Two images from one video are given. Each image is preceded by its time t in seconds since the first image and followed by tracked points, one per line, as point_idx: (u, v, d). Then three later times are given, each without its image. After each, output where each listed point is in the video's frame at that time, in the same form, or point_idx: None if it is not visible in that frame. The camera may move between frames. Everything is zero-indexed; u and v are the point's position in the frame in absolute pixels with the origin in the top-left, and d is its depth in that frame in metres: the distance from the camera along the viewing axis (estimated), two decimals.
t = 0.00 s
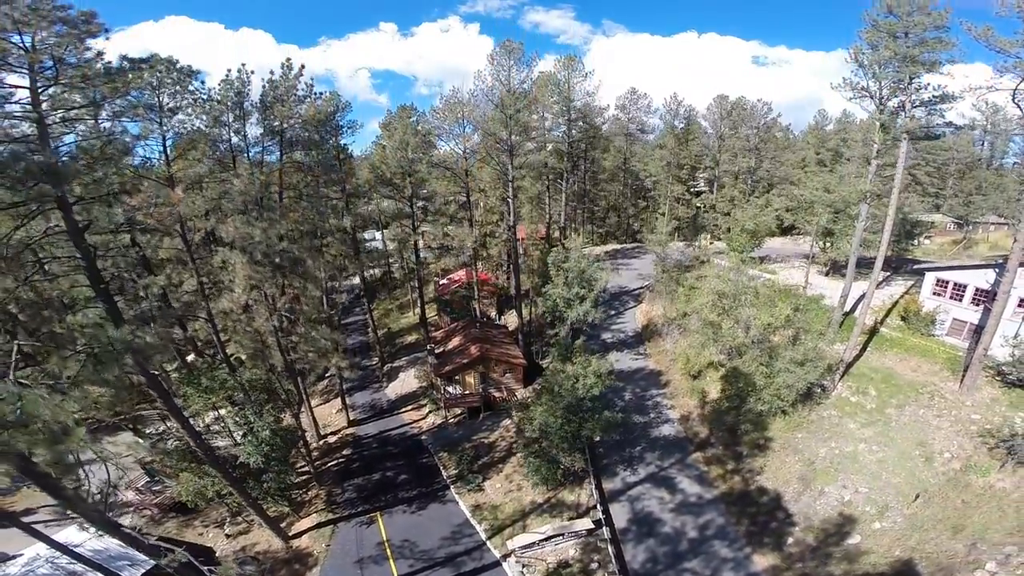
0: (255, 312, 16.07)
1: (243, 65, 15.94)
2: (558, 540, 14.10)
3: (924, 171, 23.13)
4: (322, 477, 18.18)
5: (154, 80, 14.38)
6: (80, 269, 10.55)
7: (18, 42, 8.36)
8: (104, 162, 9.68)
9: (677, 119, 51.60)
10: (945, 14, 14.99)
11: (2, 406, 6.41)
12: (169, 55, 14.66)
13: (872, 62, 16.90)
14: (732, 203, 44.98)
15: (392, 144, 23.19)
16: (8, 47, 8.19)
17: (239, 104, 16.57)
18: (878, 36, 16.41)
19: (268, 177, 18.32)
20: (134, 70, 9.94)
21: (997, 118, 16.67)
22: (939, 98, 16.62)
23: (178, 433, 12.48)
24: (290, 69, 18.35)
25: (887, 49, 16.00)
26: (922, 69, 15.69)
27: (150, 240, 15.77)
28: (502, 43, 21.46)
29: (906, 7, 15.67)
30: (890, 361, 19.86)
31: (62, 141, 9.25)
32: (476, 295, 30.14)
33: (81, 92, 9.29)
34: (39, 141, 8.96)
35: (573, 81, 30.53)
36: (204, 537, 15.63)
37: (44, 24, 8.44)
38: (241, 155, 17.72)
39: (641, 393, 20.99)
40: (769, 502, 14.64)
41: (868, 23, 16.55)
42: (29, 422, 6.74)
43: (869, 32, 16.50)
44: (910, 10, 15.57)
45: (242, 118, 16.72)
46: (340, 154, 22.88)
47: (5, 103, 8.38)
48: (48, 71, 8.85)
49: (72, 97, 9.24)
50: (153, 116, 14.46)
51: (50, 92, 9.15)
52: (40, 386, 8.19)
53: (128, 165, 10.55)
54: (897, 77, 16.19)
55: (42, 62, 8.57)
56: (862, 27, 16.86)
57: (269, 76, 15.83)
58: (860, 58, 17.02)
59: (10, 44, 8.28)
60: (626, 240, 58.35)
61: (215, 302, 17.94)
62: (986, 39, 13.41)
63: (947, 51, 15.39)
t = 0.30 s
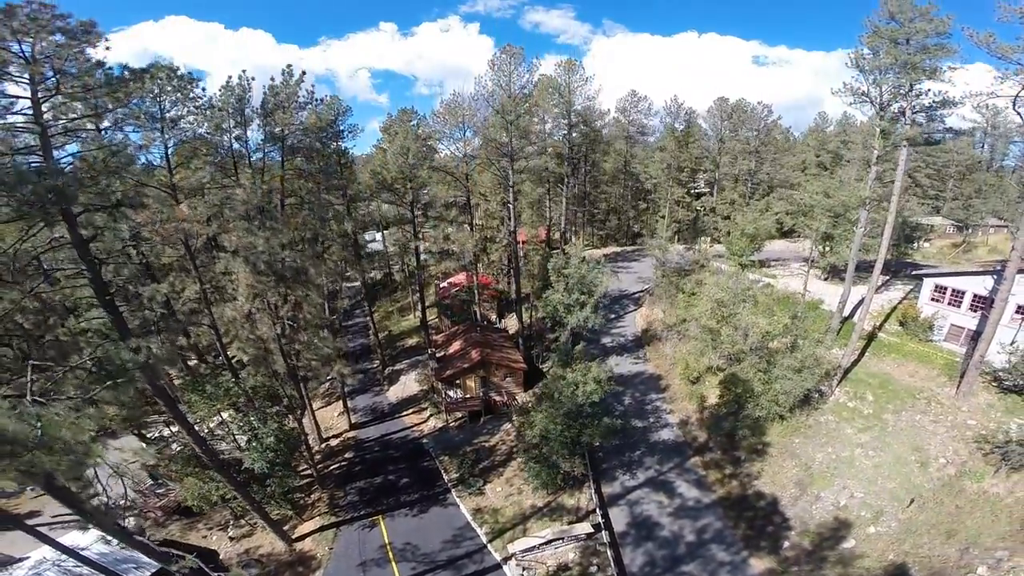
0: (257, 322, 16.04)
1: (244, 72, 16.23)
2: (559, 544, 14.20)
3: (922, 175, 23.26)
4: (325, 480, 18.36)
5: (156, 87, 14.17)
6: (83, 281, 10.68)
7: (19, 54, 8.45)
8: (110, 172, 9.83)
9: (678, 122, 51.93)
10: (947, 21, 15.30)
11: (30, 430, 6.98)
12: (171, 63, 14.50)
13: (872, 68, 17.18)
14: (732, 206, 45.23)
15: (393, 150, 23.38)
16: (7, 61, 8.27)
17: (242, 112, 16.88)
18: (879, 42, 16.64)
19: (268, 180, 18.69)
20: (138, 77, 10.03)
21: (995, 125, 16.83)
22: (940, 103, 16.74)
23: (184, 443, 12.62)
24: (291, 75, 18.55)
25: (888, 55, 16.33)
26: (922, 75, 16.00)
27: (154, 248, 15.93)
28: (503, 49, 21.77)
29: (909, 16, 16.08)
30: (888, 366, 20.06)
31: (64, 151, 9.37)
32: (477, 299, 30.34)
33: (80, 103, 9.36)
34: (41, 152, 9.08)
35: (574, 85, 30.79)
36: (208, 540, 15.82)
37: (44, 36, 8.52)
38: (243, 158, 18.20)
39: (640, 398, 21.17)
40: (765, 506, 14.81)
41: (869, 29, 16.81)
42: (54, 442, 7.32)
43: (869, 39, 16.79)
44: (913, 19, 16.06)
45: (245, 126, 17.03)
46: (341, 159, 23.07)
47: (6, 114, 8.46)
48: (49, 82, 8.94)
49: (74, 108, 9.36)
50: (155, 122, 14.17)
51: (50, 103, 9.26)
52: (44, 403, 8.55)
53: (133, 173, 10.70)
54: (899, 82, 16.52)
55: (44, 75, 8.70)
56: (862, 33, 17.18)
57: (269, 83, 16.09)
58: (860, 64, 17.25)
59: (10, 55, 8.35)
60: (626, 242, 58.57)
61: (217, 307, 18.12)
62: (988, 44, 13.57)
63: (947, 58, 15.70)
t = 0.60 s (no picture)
0: (261, 330, 15.99)
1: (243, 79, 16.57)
2: (558, 548, 14.43)
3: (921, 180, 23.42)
4: (327, 483, 18.52)
5: (156, 95, 14.35)
6: (87, 290, 10.88)
7: (18, 65, 8.55)
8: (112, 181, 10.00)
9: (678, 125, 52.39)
10: (947, 28, 15.57)
11: (51, 451, 7.81)
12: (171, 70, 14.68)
13: (871, 72, 17.44)
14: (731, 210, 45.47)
15: (393, 156, 23.57)
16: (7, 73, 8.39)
17: (241, 120, 17.14)
18: (879, 48, 16.89)
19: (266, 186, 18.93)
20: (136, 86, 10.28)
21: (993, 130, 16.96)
22: (940, 107, 16.87)
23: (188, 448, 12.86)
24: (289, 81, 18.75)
25: (888, 60, 16.60)
26: (922, 81, 16.32)
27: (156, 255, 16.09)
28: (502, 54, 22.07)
29: (909, 23, 16.30)
30: (885, 371, 20.28)
31: (65, 160, 9.52)
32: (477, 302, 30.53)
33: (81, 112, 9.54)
34: (43, 163, 9.21)
35: (574, 90, 31.10)
36: (212, 543, 16.00)
37: (43, 49, 8.67)
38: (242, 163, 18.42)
39: (639, 402, 21.36)
40: (762, 510, 15.02)
41: (869, 34, 17.03)
42: (71, 462, 8.09)
43: (870, 43, 17.02)
44: (913, 25, 16.25)
45: (245, 133, 17.28)
46: (341, 164, 23.24)
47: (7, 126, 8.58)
48: (51, 94, 9.06)
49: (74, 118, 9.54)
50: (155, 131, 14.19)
51: (51, 112, 9.37)
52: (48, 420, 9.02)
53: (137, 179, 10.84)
54: (900, 87, 16.81)
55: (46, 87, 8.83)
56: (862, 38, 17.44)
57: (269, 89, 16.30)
58: (860, 69, 17.49)
59: (9, 64, 8.46)
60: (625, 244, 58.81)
61: (219, 312, 18.28)
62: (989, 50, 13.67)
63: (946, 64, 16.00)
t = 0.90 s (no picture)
0: (262, 337, 16.17)
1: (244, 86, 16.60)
2: (557, 550, 14.51)
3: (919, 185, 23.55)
4: (328, 486, 18.72)
5: (156, 102, 14.50)
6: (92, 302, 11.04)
7: (20, 76, 8.50)
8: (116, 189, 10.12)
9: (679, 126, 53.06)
10: (947, 34, 15.77)
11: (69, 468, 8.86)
12: (170, 77, 14.85)
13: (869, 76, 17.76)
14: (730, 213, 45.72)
15: (393, 161, 23.73)
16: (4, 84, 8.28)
17: (241, 126, 17.28)
18: (879, 53, 17.16)
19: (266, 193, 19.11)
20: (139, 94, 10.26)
21: (990, 137, 17.09)
22: (940, 113, 17.01)
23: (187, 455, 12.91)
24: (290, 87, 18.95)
25: (888, 66, 16.84)
26: (922, 87, 16.54)
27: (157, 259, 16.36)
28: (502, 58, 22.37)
29: (910, 29, 16.51)
30: (881, 375, 20.50)
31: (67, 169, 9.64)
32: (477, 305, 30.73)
33: (83, 122, 9.47)
34: (46, 173, 9.32)
35: (574, 94, 31.37)
36: (215, 544, 16.20)
37: (42, 60, 8.54)
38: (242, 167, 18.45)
39: (637, 406, 21.57)
40: (757, 514, 15.26)
41: (870, 40, 17.26)
42: (87, 476, 9.18)
43: (870, 47, 17.31)
44: (914, 31, 16.42)
45: (246, 140, 17.47)
46: (342, 168, 23.43)
47: (9, 137, 8.59)
48: (55, 107, 9.03)
49: (77, 127, 9.44)
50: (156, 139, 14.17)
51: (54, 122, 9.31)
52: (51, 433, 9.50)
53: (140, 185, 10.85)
54: (901, 93, 17.10)
55: (48, 99, 8.84)
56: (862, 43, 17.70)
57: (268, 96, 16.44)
58: (860, 74, 17.78)
59: (9, 74, 8.36)
60: (625, 246, 59.04)
61: (219, 315, 18.43)
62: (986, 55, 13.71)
63: (946, 70, 16.22)
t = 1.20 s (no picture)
0: (265, 344, 16.37)
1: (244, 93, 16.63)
2: (555, 554, 14.78)
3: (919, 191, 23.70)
4: (330, 489, 18.90)
5: (157, 111, 14.75)
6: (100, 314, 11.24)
7: (21, 89, 8.55)
8: (121, 199, 10.21)
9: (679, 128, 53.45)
10: (946, 41, 16.08)
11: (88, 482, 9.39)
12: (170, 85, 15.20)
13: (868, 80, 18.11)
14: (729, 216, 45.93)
15: (393, 167, 23.97)
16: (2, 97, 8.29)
17: (242, 133, 17.35)
18: (879, 59, 17.46)
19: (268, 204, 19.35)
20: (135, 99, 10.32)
21: (988, 144, 17.26)
22: (939, 118, 17.25)
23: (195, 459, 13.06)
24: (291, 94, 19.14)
25: (887, 72, 17.16)
26: (921, 93, 16.80)
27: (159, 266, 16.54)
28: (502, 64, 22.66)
29: (910, 36, 16.82)
30: (878, 380, 20.70)
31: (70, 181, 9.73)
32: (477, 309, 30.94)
33: (87, 131, 9.52)
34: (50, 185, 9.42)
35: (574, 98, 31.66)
36: (218, 547, 16.38)
37: (42, 71, 8.58)
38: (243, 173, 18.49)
39: (636, 410, 21.76)
40: (753, 518, 15.47)
41: (870, 46, 17.54)
42: (106, 490, 9.69)
43: (870, 53, 17.58)
44: (913, 37, 16.71)
45: (246, 150, 17.70)
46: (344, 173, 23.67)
47: (10, 149, 8.67)
48: (60, 121, 9.13)
49: (81, 139, 9.53)
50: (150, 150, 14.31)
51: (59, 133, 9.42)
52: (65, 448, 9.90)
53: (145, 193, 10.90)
54: (899, 99, 17.35)
55: (52, 111, 8.99)
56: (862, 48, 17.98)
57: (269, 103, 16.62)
58: (860, 79, 18.09)
59: (12, 86, 8.45)
60: (625, 249, 59.25)
61: (222, 319, 18.62)
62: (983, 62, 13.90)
63: (944, 77, 16.50)
